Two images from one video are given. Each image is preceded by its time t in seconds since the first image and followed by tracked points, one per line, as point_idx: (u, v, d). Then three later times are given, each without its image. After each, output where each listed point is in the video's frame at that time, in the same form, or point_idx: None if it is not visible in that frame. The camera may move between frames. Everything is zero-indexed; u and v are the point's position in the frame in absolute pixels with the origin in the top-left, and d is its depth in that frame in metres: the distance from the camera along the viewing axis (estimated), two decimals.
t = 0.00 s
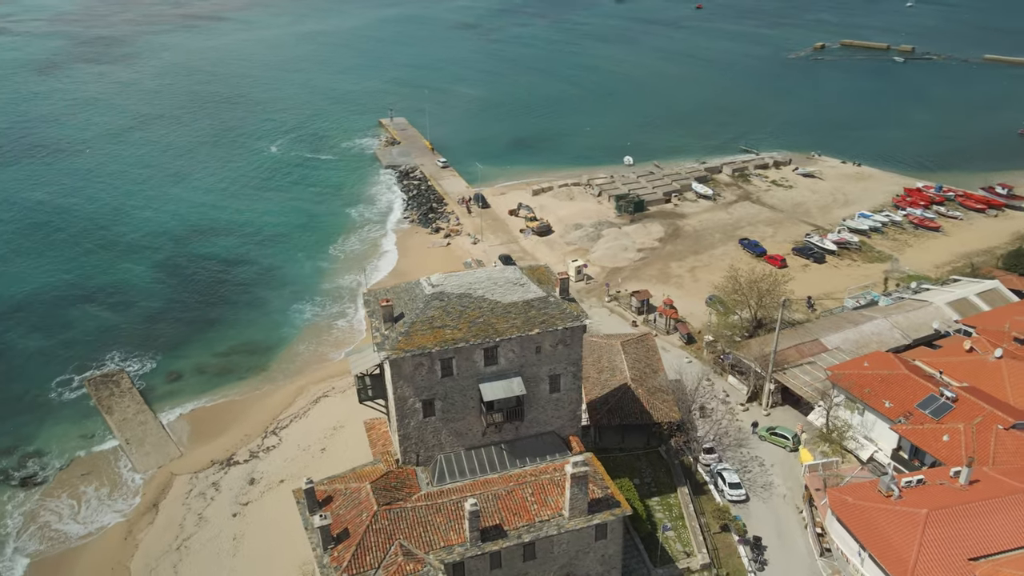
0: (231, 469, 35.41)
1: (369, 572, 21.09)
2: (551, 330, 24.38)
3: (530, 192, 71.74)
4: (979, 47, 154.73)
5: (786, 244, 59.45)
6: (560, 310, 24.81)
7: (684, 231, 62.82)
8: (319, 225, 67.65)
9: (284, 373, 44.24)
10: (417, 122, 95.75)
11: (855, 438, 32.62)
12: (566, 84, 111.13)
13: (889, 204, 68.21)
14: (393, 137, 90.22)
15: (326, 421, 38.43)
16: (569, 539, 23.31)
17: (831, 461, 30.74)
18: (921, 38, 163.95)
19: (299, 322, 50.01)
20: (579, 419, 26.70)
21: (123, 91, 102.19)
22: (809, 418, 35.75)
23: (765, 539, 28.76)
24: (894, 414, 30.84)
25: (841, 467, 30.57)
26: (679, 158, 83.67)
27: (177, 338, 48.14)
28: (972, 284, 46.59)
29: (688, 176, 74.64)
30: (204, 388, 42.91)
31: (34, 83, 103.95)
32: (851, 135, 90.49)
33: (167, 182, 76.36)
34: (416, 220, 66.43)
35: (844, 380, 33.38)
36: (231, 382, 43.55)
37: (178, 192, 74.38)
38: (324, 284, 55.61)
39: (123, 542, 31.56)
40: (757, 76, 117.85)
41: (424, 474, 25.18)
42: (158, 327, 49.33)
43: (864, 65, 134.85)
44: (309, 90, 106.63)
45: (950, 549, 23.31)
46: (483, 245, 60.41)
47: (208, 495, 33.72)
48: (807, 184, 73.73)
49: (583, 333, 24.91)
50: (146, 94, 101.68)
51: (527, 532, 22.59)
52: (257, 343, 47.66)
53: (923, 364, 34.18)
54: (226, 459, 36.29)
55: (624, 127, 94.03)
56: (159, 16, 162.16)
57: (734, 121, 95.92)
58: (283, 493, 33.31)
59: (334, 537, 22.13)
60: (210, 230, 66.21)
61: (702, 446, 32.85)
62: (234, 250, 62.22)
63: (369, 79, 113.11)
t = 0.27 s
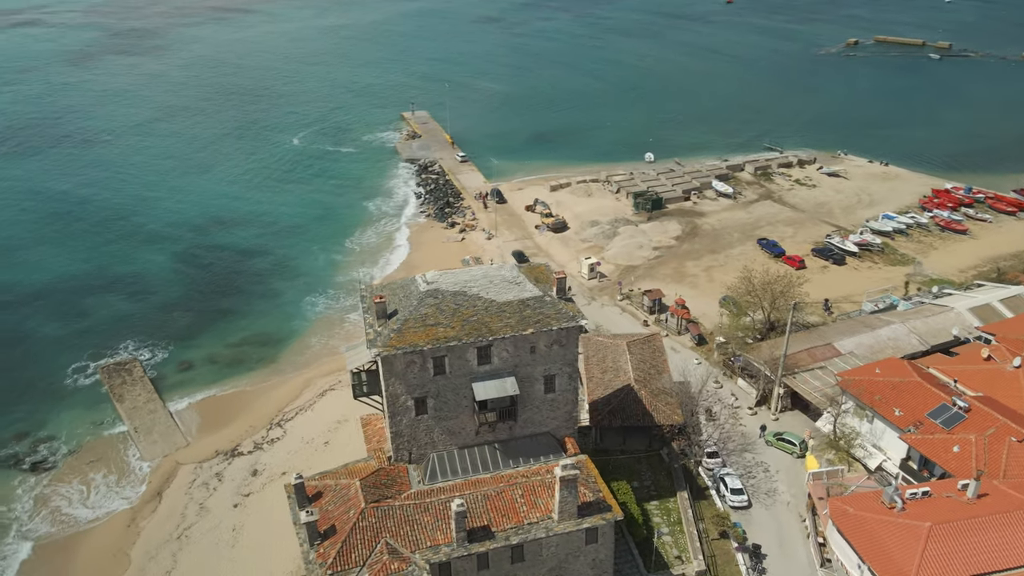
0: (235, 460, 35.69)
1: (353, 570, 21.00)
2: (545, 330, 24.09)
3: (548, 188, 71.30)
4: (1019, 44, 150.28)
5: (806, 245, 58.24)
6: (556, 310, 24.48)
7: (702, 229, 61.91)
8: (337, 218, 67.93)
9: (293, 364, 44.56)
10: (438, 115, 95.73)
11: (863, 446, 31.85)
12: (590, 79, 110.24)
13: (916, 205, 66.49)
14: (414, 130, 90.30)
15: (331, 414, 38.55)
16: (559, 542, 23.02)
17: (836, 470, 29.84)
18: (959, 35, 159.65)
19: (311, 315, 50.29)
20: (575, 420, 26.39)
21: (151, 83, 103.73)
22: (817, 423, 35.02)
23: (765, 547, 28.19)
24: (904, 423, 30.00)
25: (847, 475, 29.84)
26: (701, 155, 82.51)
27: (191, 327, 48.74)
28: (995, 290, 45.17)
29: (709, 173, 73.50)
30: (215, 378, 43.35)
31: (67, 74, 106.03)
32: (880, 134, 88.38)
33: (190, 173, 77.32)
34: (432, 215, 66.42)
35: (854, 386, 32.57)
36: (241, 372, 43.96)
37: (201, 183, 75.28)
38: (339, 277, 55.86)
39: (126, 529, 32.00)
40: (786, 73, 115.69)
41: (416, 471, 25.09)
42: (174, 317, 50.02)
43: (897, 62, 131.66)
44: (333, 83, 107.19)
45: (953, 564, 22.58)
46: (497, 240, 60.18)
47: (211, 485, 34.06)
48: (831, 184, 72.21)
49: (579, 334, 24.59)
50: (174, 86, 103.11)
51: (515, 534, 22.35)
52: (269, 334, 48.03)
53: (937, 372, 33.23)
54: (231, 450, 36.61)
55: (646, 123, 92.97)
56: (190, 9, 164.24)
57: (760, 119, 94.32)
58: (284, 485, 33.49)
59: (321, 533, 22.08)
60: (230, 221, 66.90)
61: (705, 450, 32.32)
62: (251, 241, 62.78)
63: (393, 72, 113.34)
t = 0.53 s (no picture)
0: (240, 451, 36.00)
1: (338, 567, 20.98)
2: (540, 330, 23.78)
3: (566, 184, 70.78)
4: None
5: (827, 246, 57.02)
6: (552, 309, 24.14)
7: (720, 228, 60.97)
8: (355, 210, 68.19)
9: (303, 356, 44.80)
10: (460, 109, 95.58)
11: (871, 454, 31.04)
12: (615, 74, 109.22)
13: (943, 207, 64.72)
14: (435, 124, 90.32)
15: (336, 407, 38.67)
16: (548, 545, 22.73)
17: (841, 478, 29.09)
18: (999, 32, 155.13)
19: (323, 307, 50.55)
20: (571, 421, 26.04)
21: (179, 74, 105.14)
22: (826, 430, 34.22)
23: (764, 555, 27.62)
24: (913, 433, 29.13)
25: (852, 485, 29.11)
26: (724, 153, 81.26)
27: (205, 317, 49.32)
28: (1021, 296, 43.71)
29: (731, 171, 72.36)
30: (226, 368, 43.77)
31: (98, 65, 107.93)
32: (910, 133, 86.19)
33: (212, 163, 78.22)
34: (448, 209, 66.36)
35: (864, 394, 31.73)
36: (251, 363, 44.34)
37: (223, 173, 76.12)
38: (353, 270, 56.08)
39: (130, 516, 32.47)
40: (815, 70, 113.42)
41: (409, 469, 25.00)
42: (190, 306, 50.66)
43: (933, 59, 128.30)
44: (357, 76, 107.64)
45: None
46: (512, 236, 59.90)
47: (214, 475, 34.39)
48: (857, 184, 70.59)
49: (575, 334, 24.23)
50: (201, 77, 104.40)
51: (502, 536, 22.12)
52: (281, 325, 48.38)
53: (953, 380, 32.22)
54: (236, 440, 36.94)
55: (670, 119, 91.83)
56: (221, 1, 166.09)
57: (786, 116, 92.62)
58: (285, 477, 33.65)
59: (309, 528, 22.11)
60: (249, 212, 67.51)
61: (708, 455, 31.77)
62: (269, 233, 63.31)
63: (417, 66, 113.48)
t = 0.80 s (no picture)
0: (245, 442, 36.28)
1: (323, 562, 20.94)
2: (534, 330, 23.47)
3: (585, 180, 70.17)
4: None
5: (848, 248, 55.74)
6: (547, 309, 23.80)
7: (739, 228, 59.94)
8: (373, 203, 68.36)
9: (313, 348, 45.05)
10: (483, 103, 95.33)
11: (880, 464, 30.22)
12: (640, 70, 108.06)
13: (973, 209, 62.85)
14: (457, 118, 90.19)
15: (342, 401, 38.78)
16: (537, 547, 22.48)
17: (845, 488, 28.42)
18: None
19: (336, 300, 50.77)
20: (567, 422, 25.72)
21: (207, 66, 106.38)
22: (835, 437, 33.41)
23: (763, 564, 27.04)
24: (923, 444, 28.25)
25: (858, 495, 28.36)
26: (748, 150, 79.86)
27: (220, 307, 49.86)
28: None
29: (754, 170, 71.10)
30: (237, 358, 44.18)
31: (129, 56, 109.66)
32: (942, 133, 83.87)
33: (235, 155, 79.04)
34: (465, 204, 66.21)
35: (874, 402, 30.88)
36: (262, 354, 44.71)
37: (245, 164, 76.88)
38: (367, 263, 56.23)
39: (135, 504, 32.95)
40: (847, 67, 110.95)
41: (402, 466, 24.90)
42: (206, 296, 51.25)
43: (971, 56, 124.70)
44: (381, 69, 107.92)
45: None
46: (528, 232, 59.53)
47: (218, 465, 34.70)
48: (884, 184, 68.90)
49: (571, 335, 23.89)
50: (229, 70, 105.57)
51: (490, 537, 21.89)
52: (293, 317, 48.70)
53: (968, 390, 31.19)
54: (242, 431, 37.24)
55: (694, 115, 90.58)
56: None
57: (814, 114, 90.77)
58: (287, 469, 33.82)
59: (297, 523, 22.12)
60: (269, 204, 68.08)
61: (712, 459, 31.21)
62: (287, 224, 63.77)
63: (442, 60, 113.45)
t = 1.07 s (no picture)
0: (250, 432, 36.59)
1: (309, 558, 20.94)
2: (529, 330, 23.21)
3: (604, 177, 69.45)
4: None
5: (871, 250, 54.39)
6: (543, 309, 23.51)
7: (759, 227, 58.84)
8: (390, 196, 68.43)
9: (323, 340, 45.29)
10: (506, 97, 94.93)
11: (888, 474, 29.43)
12: (667, 65, 106.67)
13: (1004, 212, 60.92)
14: (480, 112, 89.93)
15: (347, 394, 38.88)
16: (526, 549, 22.26)
17: (849, 497, 27.75)
18: None
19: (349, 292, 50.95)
20: (563, 423, 25.43)
21: (235, 58, 107.48)
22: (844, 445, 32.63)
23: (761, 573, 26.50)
24: (932, 455, 27.40)
25: (863, 505, 27.63)
26: (773, 148, 78.37)
27: (235, 297, 50.36)
28: None
29: (777, 168, 69.76)
30: (248, 348, 44.60)
31: (159, 47, 111.21)
32: (977, 133, 81.38)
33: (258, 146, 79.75)
34: (482, 199, 66.00)
35: (883, 410, 30.04)
36: (273, 345, 45.06)
37: (267, 155, 77.54)
38: (382, 256, 56.33)
39: (141, 490, 33.44)
40: (880, 63, 108.29)
41: (395, 463, 24.82)
42: (221, 286, 51.80)
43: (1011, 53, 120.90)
44: (406, 62, 108.05)
45: None
46: (543, 228, 59.12)
47: (223, 454, 35.05)
48: (912, 185, 67.12)
49: (566, 335, 23.58)
50: (256, 61, 106.56)
51: (478, 537, 21.71)
52: (306, 309, 49.00)
53: (983, 400, 30.19)
54: (249, 421, 37.57)
55: (720, 112, 89.15)
56: None
57: (843, 111, 88.75)
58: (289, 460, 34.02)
59: (286, 517, 22.17)
60: (288, 195, 68.56)
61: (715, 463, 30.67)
62: (305, 216, 64.16)
63: (467, 54, 113.24)
